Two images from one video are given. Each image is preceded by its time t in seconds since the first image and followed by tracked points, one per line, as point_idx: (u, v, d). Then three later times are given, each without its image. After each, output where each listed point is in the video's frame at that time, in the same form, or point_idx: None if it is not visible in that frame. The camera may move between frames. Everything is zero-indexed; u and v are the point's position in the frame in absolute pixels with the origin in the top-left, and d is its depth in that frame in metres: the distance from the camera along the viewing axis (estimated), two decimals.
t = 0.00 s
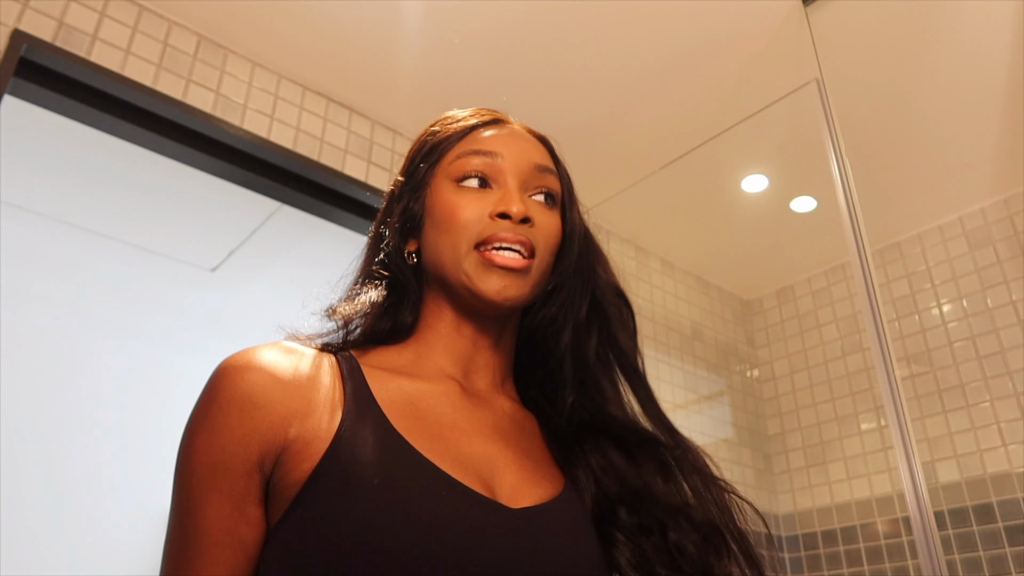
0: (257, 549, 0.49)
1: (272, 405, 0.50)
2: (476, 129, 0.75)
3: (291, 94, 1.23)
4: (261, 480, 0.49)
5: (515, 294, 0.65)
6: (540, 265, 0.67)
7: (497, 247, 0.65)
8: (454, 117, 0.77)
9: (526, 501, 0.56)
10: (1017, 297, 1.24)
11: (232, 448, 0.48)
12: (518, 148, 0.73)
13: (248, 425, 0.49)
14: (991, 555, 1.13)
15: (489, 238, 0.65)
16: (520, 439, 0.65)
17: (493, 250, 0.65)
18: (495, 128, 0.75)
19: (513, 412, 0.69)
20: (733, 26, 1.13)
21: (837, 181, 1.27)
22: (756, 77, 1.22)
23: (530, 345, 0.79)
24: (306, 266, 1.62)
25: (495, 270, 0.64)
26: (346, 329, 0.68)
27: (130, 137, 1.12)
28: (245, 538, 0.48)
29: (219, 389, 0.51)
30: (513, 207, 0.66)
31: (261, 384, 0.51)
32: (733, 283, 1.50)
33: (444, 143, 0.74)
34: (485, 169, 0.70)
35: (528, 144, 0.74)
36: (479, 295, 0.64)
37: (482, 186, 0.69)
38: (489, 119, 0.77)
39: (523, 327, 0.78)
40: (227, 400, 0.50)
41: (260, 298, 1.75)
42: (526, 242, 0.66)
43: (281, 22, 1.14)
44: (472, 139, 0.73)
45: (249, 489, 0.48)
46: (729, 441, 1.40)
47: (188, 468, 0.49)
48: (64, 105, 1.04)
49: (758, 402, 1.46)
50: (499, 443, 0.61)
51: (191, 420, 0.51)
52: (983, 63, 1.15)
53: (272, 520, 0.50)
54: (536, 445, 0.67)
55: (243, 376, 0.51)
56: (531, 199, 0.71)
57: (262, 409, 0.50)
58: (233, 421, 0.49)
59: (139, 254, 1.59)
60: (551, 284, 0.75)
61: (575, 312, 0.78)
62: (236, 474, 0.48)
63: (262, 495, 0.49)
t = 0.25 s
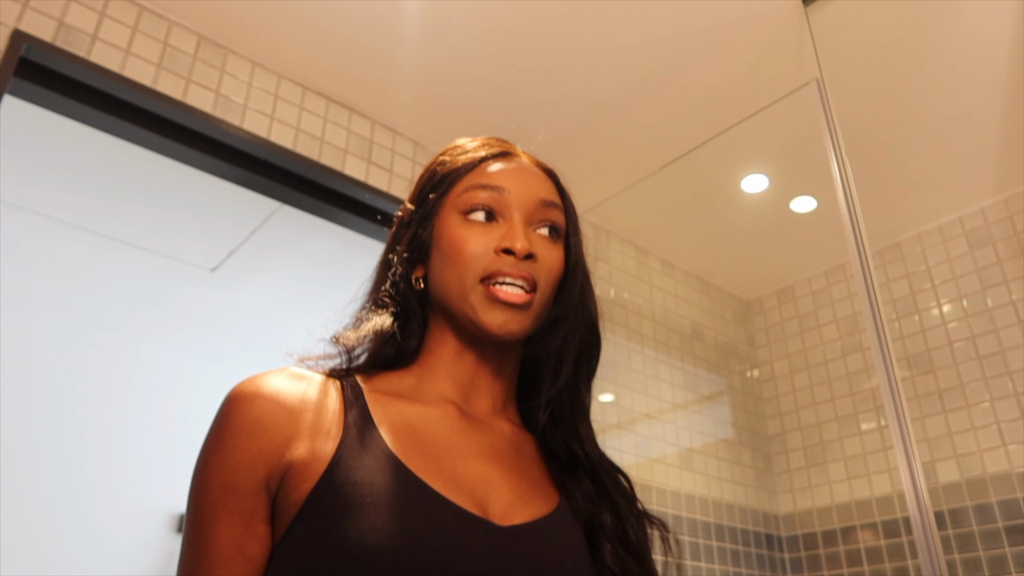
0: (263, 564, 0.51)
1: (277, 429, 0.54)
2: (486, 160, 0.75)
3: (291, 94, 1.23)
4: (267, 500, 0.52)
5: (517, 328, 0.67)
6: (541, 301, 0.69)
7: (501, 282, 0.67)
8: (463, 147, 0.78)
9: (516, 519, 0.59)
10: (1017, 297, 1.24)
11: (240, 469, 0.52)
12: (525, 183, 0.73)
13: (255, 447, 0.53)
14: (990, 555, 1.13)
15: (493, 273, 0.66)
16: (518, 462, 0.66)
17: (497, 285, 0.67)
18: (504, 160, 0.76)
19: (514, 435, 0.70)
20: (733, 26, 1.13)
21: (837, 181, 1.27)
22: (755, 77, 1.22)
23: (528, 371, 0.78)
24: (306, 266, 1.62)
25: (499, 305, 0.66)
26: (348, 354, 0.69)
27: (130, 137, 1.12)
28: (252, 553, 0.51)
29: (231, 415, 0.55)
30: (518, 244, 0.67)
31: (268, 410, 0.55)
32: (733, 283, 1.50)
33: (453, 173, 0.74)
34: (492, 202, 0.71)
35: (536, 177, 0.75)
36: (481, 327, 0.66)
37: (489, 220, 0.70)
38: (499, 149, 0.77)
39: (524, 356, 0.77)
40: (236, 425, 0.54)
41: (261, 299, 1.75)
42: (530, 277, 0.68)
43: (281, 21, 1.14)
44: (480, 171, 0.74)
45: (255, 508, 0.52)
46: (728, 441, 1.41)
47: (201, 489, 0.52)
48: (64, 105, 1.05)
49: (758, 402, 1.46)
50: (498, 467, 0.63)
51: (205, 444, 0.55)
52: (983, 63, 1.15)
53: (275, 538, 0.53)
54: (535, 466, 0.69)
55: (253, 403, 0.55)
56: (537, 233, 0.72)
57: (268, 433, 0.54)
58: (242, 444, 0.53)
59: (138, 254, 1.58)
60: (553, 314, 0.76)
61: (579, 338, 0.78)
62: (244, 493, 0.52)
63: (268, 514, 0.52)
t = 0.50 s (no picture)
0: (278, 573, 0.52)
1: (292, 441, 0.55)
2: (493, 183, 0.75)
3: (291, 94, 1.23)
4: (282, 510, 0.53)
5: (525, 347, 0.66)
6: (549, 320, 0.68)
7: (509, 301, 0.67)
8: (472, 170, 0.78)
9: (523, 529, 0.58)
10: (1017, 297, 1.24)
11: (256, 479, 0.53)
12: (533, 204, 0.73)
13: (271, 458, 0.54)
14: (990, 555, 1.13)
15: (502, 292, 0.66)
16: (527, 471, 0.66)
17: (505, 304, 0.67)
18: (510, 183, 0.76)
19: (523, 446, 0.70)
20: (733, 26, 1.13)
21: (837, 181, 1.27)
22: (756, 77, 1.22)
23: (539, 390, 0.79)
24: (306, 266, 1.62)
25: (507, 324, 0.66)
26: (362, 371, 0.70)
27: (131, 138, 1.12)
28: (267, 563, 0.52)
29: (247, 427, 0.56)
30: (526, 263, 0.67)
31: (283, 422, 0.56)
32: (733, 283, 1.49)
33: (460, 196, 0.75)
34: (500, 224, 0.71)
35: (543, 199, 0.75)
36: (490, 344, 0.66)
37: (498, 241, 0.70)
38: (507, 172, 0.78)
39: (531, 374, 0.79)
40: (253, 436, 0.55)
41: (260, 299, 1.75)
42: (539, 295, 0.68)
43: (281, 21, 1.14)
44: (489, 193, 0.74)
45: (271, 518, 0.53)
46: (728, 441, 1.41)
47: (218, 499, 0.53)
48: (64, 105, 1.05)
49: (758, 402, 1.46)
50: (508, 478, 0.63)
51: (223, 455, 0.56)
52: (983, 62, 1.15)
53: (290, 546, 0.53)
54: (545, 475, 0.69)
55: (269, 415, 0.56)
56: (544, 254, 0.72)
57: (284, 444, 0.55)
58: (259, 455, 0.54)
59: (137, 253, 1.58)
60: (562, 333, 0.77)
61: (588, 356, 0.78)
62: (261, 504, 0.53)
63: (283, 524, 0.53)
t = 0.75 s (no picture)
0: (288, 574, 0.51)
1: (308, 440, 0.54)
2: (495, 186, 0.74)
3: (291, 94, 1.23)
4: (296, 510, 0.52)
5: (516, 365, 0.67)
6: (543, 337, 0.68)
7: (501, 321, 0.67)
8: (476, 169, 0.77)
9: (532, 530, 0.59)
10: (1017, 297, 1.24)
11: (273, 476, 0.52)
12: (530, 216, 0.72)
13: (288, 457, 0.53)
14: (990, 555, 1.13)
15: (493, 313, 0.66)
16: (534, 470, 0.67)
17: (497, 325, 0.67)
18: (511, 188, 0.74)
19: (527, 447, 0.71)
20: (732, 26, 1.13)
21: (837, 181, 1.27)
22: (756, 77, 1.22)
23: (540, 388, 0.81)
24: (306, 266, 1.62)
25: (497, 346, 0.66)
26: (371, 371, 0.70)
27: (131, 138, 1.12)
28: (281, 562, 0.50)
29: (259, 423, 0.54)
30: (517, 284, 0.67)
31: (298, 421, 0.55)
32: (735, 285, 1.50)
33: (460, 202, 0.73)
34: (497, 236, 0.69)
35: (544, 207, 0.73)
36: (485, 360, 0.67)
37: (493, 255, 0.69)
38: (510, 174, 0.76)
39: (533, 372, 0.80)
40: (268, 433, 0.53)
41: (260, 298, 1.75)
42: (531, 315, 0.67)
43: (280, 21, 1.14)
44: (485, 204, 0.72)
45: (286, 517, 0.51)
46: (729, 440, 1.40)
47: (231, 495, 0.51)
48: (65, 105, 1.05)
49: (758, 402, 1.46)
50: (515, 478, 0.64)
51: (230, 452, 0.54)
52: (983, 62, 1.15)
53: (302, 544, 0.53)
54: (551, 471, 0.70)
55: (284, 413, 0.55)
56: (543, 265, 0.71)
57: (300, 444, 0.54)
58: (275, 452, 0.53)
59: (136, 253, 1.57)
60: (568, 333, 0.76)
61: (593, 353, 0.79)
62: (277, 501, 0.51)
63: (296, 524, 0.52)
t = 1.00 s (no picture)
0: None
1: (328, 438, 0.50)
2: (509, 159, 0.68)
3: (291, 94, 1.23)
4: (314, 513, 0.48)
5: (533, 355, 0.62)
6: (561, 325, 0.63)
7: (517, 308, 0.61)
8: (489, 138, 0.71)
9: (552, 541, 0.56)
10: (1017, 297, 1.23)
11: (292, 477, 0.47)
12: (548, 193, 0.66)
13: (307, 456, 0.48)
14: (990, 555, 1.13)
15: (508, 299, 0.61)
16: (547, 474, 0.64)
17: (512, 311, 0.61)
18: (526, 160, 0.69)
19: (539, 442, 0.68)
20: (732, 26, 1.13)
21: (837, 181, 1.28)
22: (756, 77, 1.22)
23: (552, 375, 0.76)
24: (305, 265, 1.62)
25: (512, 333, 0.61)
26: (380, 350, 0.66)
27: (132, 138, 1.12)
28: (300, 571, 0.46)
29: (275, 417, 0.49)
30: (532, 267, 0.61)
31: (315, 416, 0.50)
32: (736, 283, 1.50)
33: (472, 174, 0.68)
34: (511, 214, 0.64)
35: (563, 181, 0.68)
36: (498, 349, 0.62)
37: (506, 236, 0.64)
38: (526, 144, 0.70)
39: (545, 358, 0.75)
40: (285, 429, 0.49)
41: (260, 298, 1.75)
42: (549, 302, 0.62)
43: (280, 21, 1.14)
44: (500, 180, 0.67)
45: (305, 520, 0.47)
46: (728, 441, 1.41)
47: (245, 496, 0.47)
48: (65, 105, 1.05)
49: (758, 403, 1.46)
50: (534, 483, 0.61)
51: (242, 444, 0.49)
52: (982, 61, 1.15)
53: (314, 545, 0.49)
54: (562, 473, 0.67)
55: (300, 407, 0.50)
56: (560, 247, 0.65)
57: (319, 442, 0.49)
58: (294, 451, 0.48)
59: (136, 253, 1.58)
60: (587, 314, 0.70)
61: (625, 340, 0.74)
62: (297, 505, 0.47)
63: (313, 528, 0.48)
